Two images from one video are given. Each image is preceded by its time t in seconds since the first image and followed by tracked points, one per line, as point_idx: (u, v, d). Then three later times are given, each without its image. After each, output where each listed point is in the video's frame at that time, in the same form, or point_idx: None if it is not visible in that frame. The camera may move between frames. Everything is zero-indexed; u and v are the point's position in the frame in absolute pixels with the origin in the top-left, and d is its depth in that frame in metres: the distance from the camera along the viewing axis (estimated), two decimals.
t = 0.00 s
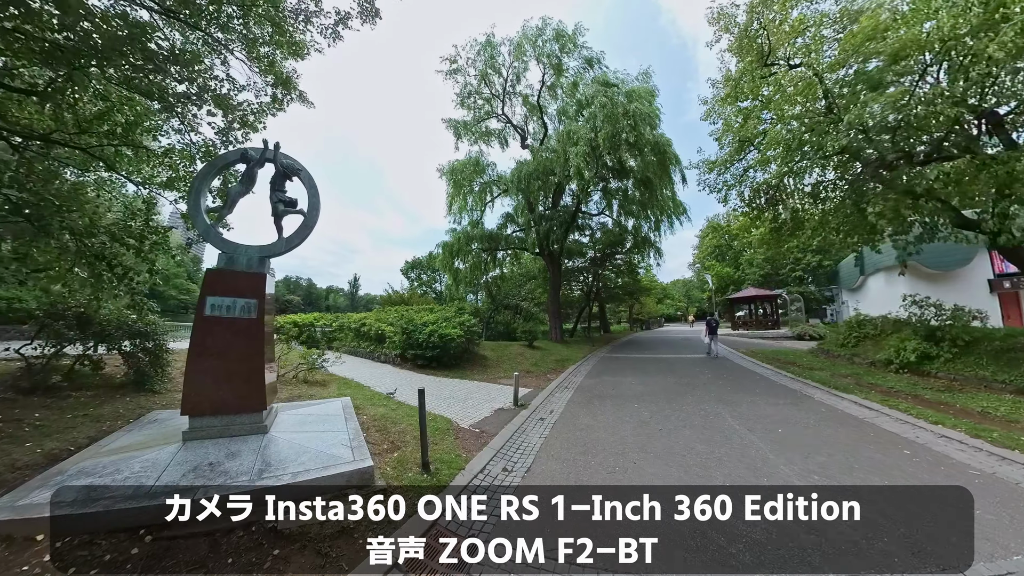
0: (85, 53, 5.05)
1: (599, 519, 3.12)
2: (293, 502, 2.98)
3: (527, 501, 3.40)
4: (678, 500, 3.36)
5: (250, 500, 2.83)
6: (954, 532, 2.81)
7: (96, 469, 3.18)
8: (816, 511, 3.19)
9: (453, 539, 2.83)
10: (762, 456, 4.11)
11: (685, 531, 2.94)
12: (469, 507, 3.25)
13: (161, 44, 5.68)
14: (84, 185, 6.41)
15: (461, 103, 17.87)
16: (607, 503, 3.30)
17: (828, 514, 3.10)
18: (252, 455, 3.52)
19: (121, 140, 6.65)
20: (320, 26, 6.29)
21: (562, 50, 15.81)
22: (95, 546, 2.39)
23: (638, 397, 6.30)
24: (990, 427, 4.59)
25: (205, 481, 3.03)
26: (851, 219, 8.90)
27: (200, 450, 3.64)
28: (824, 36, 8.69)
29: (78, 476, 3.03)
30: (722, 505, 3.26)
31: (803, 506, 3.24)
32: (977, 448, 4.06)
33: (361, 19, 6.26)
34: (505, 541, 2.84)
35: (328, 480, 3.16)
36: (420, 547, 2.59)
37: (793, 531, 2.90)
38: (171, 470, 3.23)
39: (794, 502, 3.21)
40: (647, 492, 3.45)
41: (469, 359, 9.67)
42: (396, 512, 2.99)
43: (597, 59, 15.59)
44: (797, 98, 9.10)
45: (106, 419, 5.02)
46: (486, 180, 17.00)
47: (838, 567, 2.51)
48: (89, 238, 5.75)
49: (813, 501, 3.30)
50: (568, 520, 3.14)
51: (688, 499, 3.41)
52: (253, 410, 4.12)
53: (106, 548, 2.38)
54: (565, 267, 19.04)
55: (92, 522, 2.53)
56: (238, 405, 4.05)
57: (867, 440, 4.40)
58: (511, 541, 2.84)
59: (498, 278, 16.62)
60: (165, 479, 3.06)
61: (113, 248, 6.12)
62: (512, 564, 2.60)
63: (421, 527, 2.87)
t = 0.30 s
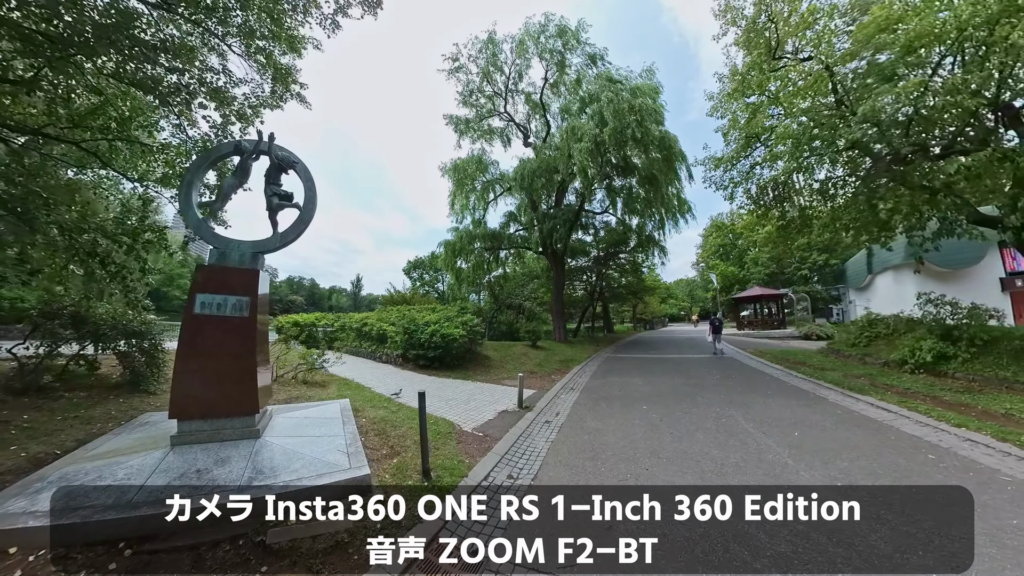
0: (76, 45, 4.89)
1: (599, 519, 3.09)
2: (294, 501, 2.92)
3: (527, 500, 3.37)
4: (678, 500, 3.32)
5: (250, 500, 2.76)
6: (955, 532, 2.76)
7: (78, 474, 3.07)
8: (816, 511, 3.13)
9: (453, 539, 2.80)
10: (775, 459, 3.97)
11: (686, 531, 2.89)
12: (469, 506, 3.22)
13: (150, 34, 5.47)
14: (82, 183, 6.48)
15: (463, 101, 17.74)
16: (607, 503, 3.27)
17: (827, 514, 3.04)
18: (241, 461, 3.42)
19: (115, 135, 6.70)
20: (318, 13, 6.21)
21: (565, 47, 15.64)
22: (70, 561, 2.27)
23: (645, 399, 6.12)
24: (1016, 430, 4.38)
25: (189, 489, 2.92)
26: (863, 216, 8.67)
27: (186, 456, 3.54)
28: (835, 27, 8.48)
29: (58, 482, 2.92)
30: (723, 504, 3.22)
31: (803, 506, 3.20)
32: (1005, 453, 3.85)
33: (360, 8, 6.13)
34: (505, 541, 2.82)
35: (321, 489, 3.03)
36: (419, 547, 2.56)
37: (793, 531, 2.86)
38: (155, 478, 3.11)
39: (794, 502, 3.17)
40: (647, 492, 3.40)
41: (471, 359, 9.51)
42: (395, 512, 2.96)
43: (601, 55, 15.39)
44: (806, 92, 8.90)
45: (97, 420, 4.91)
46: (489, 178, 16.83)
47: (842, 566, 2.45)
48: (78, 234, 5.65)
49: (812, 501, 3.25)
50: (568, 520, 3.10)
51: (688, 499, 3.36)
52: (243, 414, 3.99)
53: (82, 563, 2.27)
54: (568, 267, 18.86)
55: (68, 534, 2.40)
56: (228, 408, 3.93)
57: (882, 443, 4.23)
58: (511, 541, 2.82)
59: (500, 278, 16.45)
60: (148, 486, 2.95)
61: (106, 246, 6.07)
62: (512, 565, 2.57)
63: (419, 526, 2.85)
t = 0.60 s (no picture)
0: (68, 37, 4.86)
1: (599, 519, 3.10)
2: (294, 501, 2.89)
3: (528, 501, 3.39)
4: (678, 500, 3.32)
5: (250, 500, 2.80)
6: (956, 531, 2.74)
7: (66, 484, 3.05)
8: (816, 511, 3.11)
9: (453, 539, 2.80)
10: (782, 461, 3.90)
11: (686, 531, 2.89)
12: (469, 506, 3.21)
13: (146, 23, 5.36)
14: (75, 181, 6.46)
15: (463, 100, 17.65)
16: (607, 503, 3.27)
17: (828, 514, 3.02)
18: (235, 468, 3.37)
19: (110, 132, 6.70)
20: (317, 10, 6.13)
21: (567, 45, 15.54)
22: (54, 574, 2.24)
23: (650, 401, 6.01)
24: None
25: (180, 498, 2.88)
26: (868, 215, 8.57)
27: (177, 462, 3.51)
28: (840, 24, 8.38)
29: (45, 492, 2.89)
30: (723, 504, 3.22)
31: (803, 506, 3.18)
32: (1021, 455, 3.73)
33: (360, 5, 6.05)
34: (505, 541, 2.83)
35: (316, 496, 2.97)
36: (419, 547, 2.56)
37: (793, 531, 2.85)
38: (143, 487, 3.07)
39: (794, 502, 3.15)
40: (647, 492, 3.40)
41: (473, 360, 9.41)
42: (395, 512, 2.97)
43: (602, 54, 15.28)
44: (810, 90, 8.80)
45: (91, 423, 4.86)
46: (490, 177, 16.72)
47: (841, 565, 2.45)
48: (71, 232, 5.58)
49: (813, 501, 3.23)
50: (568, 520, 3.11)
51: (688, 499, 3.36)
52: (236, 418, 3.94)
53: None
54: (569, 267, 18.78)
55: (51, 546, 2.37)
56: (222, 412, 3.89)
57: (890, 445, 4.15)
58: (511, 541, 2.84)
59: (501, 278, 16.36)
60: (137, 496, 2.91)
61: (100, 245, 6.00)
62: (511, 565, 2.58)
63: (420, 527, 2.85)
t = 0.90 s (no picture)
0: (59, 28, 4.82)
1: (599, 519, 3.09)
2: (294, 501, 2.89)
3: (528, 501, 3.38)
4: (678, 500, 3.30)
5: (249, 501, 2.84)
6: (957, 530, 2.73)
7: (49, 491, 3.01)
8: (816, 511, 3.10)
9: (453, 539, 2.79)
10: (786, 463, 3.85)
11: (686, 532, 2.88)
12: (469, 506, 3.20)
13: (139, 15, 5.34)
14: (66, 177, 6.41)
15: (462, 99, 17.57)
16: (607, 503, 3.26)
17: (828, 514, 3.01)
18: (227, 473, 3.31)
19: (103, 128, 6.66)
20: (312, 6, 6.04)
21: (566, 44, 15.47)
22: None
23: (650, 402, 5.93)
24: None
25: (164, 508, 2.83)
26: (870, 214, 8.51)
27: (166, 468, 3.45)
28: (842, 21, 8.30)
29: (26, 500, 2.86)
30: (722, 504, 3.21)
31: (803, 506, 3.17)
32: None
33: (356, 1, 5.97)
34: (504, 541, 2.82)
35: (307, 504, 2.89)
36: (419, 548, 2.55)
37: (793, 531, 2.84)
38: (129, 494, 3.01)
39: (794, 502, 3.14)
40: (647, 492, 3.39)
41: (472, 360, 9.32)
42: (395, 512, 2.97)
43: (602, 53, 15.21)
44: (811, 89, 8.75)
45: (80, 426, 4.77)
46: (489, 177, 16.64)
47: (841, 564, 2.44)
48: (59, 230, 5.43)
49: (813, 501, 3.22)
50: (568, 520, 3.10)
51: (688, 499, 3.35)
52: (227, 419, 3.88)
53: None
54: (568, 266, 18.71)
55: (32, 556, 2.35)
56: (212, 415, 3.83)
57: (894, 446, 4.09)
58: (511, 541, 2.83)
59: (501, 278, 16.29)
60: (123, 504, 2.87)
61: (90, 243, 5.89)
62: (511, 565, 2.57)
63: (420, 527, 2.84)
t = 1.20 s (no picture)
0: (38, 18, 4.70)
1: (598, 519, 3.06)
2: (293, 501, 2.92)
3: (528, 501, 3.35)
4: (678, 500, 3.27)
5: (249, 501, 2.87)
6: (956, 531, 2.71)
7: (12, 495, 2.88)
8: (817, 511, 3.07)
9: (453, 539, 2.78)
10: (786, 464, 3.78)
11: (686, 532, 2.86)
12: (469, 507, 3.18)
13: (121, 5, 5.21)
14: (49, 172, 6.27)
15: (459, 97, 17.41)
16: (607, 503, 3.23)
17: (828, 514, 2.98)
18: (199, 478, 3.19)
19: (87, 122, 6.52)
20: None
21: (563, 41, 15.34)
22: None
23: (647, 403, 5.81)
24: None
25: (135, 514, 2.72)
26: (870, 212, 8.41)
27: (140, 470, 3.32)
28: (843, 17, 8.17)
29: None
30: (724, 504, 3.19)
31: (803, 506, 3.14)
32: None
33: None
34: (505, 541, 2.80)
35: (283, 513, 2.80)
36: (419, 547, 2.54)
37: (793, 531, 2.82)
38: (98, 498, 2.88)
39: (794, 502, 3.11)
40: (647, 492, 3.36)
41: (467, 360, 9.17)
42: (395, 512, 2.96)
43: (600, 50, 15.08)
44: (811, 85, 8.64)
45: (59, 426, 4.61)
46: (486, 175, 16.49)
47: (842, 565, 2.43)
48: (40, 225, 5.28)
49: (813, 501, 3.19)
50: (568, 520, 3.07)
51: (688, 499, 3.32)
52: (205, 421, 3.74)
53: None
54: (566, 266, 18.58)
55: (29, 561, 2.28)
56: (190, 416, 3.69)
57: (896, 447, 4.03)
58: (511, 541, 2.81)
59: (498, 278, 16.15)
60: (90, 509, 2.75)
61: (74, 239, 5.77)
62: (511, 565, 2.55)
63: (419, 528, 2.82)
